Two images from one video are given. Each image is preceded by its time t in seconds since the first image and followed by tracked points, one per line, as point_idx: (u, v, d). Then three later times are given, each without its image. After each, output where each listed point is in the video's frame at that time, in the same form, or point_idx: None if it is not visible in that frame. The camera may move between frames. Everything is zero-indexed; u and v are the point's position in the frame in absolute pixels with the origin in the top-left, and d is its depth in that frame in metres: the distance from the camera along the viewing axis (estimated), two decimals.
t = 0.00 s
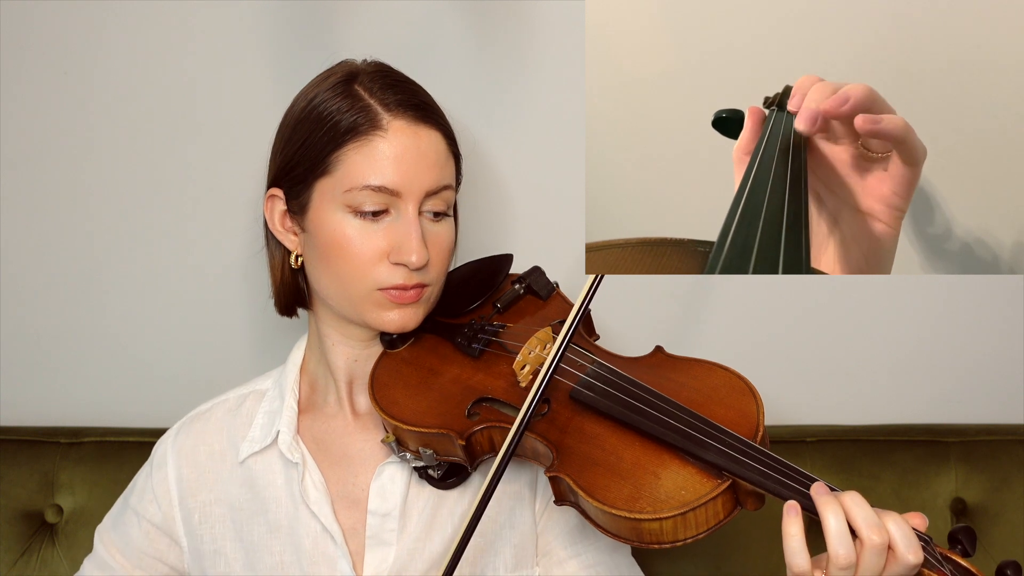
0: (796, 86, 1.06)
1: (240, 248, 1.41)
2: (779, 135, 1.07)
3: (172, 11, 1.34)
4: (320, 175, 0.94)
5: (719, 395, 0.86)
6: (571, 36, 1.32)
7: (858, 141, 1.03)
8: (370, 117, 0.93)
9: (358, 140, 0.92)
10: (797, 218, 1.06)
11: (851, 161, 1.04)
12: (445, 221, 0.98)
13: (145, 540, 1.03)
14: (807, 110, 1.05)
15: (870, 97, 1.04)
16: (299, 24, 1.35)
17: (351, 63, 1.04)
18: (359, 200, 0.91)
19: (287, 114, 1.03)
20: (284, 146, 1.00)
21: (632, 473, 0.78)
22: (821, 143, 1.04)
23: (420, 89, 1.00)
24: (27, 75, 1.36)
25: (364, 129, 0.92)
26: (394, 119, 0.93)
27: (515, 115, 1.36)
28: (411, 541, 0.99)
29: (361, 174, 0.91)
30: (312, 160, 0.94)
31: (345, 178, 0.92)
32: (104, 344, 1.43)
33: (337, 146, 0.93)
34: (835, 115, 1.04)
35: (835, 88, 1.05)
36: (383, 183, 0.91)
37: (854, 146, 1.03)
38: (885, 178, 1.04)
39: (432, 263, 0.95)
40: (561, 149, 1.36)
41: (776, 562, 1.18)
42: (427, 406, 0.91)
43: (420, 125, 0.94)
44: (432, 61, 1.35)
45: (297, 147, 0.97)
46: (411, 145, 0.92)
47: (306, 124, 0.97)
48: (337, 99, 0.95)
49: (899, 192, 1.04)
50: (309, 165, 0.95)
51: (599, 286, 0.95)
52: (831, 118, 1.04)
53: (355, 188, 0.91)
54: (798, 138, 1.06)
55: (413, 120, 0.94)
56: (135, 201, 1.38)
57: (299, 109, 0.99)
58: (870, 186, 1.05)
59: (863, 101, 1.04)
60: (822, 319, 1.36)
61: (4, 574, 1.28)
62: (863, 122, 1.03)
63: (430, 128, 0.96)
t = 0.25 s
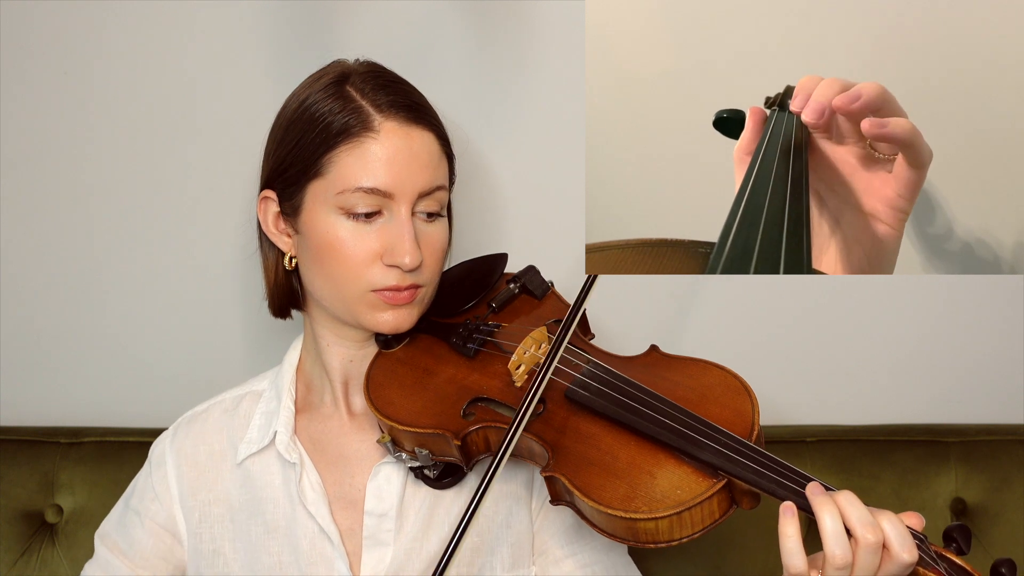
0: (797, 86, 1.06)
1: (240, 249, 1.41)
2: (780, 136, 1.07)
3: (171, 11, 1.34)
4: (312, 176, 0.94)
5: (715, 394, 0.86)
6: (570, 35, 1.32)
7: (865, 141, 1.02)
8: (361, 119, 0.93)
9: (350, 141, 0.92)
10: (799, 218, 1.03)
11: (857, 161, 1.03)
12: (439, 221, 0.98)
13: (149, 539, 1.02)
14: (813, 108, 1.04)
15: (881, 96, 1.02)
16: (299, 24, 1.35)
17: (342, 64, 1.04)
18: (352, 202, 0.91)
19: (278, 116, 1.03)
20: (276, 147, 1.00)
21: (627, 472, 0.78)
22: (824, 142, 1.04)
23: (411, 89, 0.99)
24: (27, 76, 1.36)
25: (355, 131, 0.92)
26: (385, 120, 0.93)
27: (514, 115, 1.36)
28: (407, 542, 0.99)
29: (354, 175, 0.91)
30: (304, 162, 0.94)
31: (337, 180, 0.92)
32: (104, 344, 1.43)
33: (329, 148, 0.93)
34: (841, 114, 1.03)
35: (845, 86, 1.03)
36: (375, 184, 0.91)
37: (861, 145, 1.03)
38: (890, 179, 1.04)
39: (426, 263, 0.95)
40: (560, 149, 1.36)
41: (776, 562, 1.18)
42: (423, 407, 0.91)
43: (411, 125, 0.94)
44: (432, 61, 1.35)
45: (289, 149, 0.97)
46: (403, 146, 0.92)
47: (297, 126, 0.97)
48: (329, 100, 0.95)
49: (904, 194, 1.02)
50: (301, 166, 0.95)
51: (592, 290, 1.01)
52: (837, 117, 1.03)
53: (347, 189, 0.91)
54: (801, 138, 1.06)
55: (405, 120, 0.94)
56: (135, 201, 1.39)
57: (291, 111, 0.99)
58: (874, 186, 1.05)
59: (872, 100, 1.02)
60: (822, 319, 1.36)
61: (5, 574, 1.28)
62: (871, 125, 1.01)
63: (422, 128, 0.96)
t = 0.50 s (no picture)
0: (799, 87, 1.06)
1: (240, 248, 1.41)
2: (782, 137, 1.06)
3: (171, 11, 1.34)
4: (311, 178, 0.94)
5: (718, 395, 0.86)
6: (571, 36, 1.32)
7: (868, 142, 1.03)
8: (360, 120, 0.93)
9: (349, 143, 0.92)
10: (800, 223, 1.05)
11: (859, 162, 1.03)
12: (439, 222, 0.98)
13: (148, 539, 1.03)
14: (814, 109, 1.05)
15: (883, 97, 1.03)
16: (299, 24, 1.35)
17: (340, 64, 1.04)
18: (352, 203, 0.91)
19: (276, 117, 1.03)
20: (274, 149, 1.00)
21: (632, 473, 0.78)
22: (826, 143, 1.03)
23: (409, 89, 0.99)
24: (26, 76, 1.36)
25: (354, 132, 0.92)
26: (384, 121, 0.93)
27: (514, 115, 1.36)
28: (409, 542, 0.99)
29: (353, 177, 0.91)
30: (303, 164, 0.94)
31: (337, 181, 0.92)
32: (104, 344, 1.43)
33: (328, 149, 0.92)
34: (843, 116, 1.03)
35: (847, 87, 1.04)
36: (375, 185, 0.91)
37: (863, 147, 1.03)
38: (892, 181, 1.04)
39: (426, 264, 0.95)
40: (561, 149, 1.36)
41: (776, 562, 1.18)
42: (426, 408, 0.91)
43: (410, 126, 0.94)
44: (431, 61, 1.35)
45: (287, 150, 0.97)
46: (402, 147, 0.92)
47: (295, 128, 0.97)
48: (327, 101, 0.95)
49: (905, 196, 1.04)
50: (301, 168, 0.95)
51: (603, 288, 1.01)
52: (838, 119, 1.04)
53: (347, 191, 0.91)
54: (803, 139, 1.05)
55: (404, 121, 0.94)
56: (135, 201, 1.39)
57: (289, 113, 0.99)
58: (876, 189, 1.04)
59: (875, 101, 1.03)
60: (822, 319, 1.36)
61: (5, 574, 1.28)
62: (874, 127, 1.03)
63: (421, 128, 0.96)
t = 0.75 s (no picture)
0: (800, 87, 1.06)
1: (240, 248, 1.41)
2: (783, 137, 1.07)
3: (171, 11, 1.34)
4: (317, 176, 0.94)
5: (723, 398, 0.86)
6: (571, 36, 1.32)
7: (868, 141, 1.02)
8: (367, 119, 0.93)
9: (357, 141, 0.92)
10: (801, 225, 1.04)
11: (859, 161, 1.03)
12: (444, 222, 0.98)
13: (142, 539, 1.03)
14: (814, 108, 1.05)
15: (884, 97, 1.03)
16: (299, 24, 1.35)
17: (347, 63, 1.04)
18: (358, 202, 0.91)
19: (282, 115, 1.03)
20: (280, 147, 1.00)
21: (637, 475, 0.78)
22: (826, 143, 1.03)
23: (416, 89, 0.99)
24: (26, 76, 1.36)
25: (362, 131, 0.92)
26: (392, 120, 0.93)
27: (515, 115, 1.36)
28: (410, 542, 0.99)
29: (360, 176, 0.91)
30: (309, 162, 0.94)
31: (344, 180, 0.92)
32: (104, 344, 1.43)
33: (335, 147, 0.92)
34: (843, 115, 1.03)
35: (848, 87, 1.04)
36: (382, 185, 0.91)
37: (863, 146, 1.03)
38: (892, 181, 1.04)
39: (432, 263, 0.95)
40: (561, 149, 1.36)
41: (777, 562, 1.18)
42: (430, 409, 0.91)
43: (418, 125, 0.94)
44: (432, 60, 1.35)
45: (294, 148, 0.97)
46: (409, 146, 0.92)
47: (302, 126, 0.97)
48: (334, 100, 0.95)
49: (905, 196, 1.04)
50: (307, 166, 0.95)
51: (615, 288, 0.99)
52: (838, 118, 1.03)
53: (354, 189, 0.91)
54: (804, 138, 1.05)
55: (412, 120, 0.94)
56: (135, 201, 1.38)
57: (295, 111, 0.99)
58: (875, 188, 1.05)
59: (875, 101, 1.03)
60: (822, 319, 1.36)
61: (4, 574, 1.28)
62: (875, 126, 1.02)
63: (428, 128, 0.96)
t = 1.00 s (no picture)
0: (800, 87, 1.06)
1: (240, 248, 1.41)
2: (783, 137, 1.07)
3: (171, 11, 1.34)
4: (323, 175, 0.94)
5: (723, 401, 0.86)
6: (571, 36, 1.32)
7: (866, 143, 1.03)
8: (375, 118, 0.93)
9: (363, 140, 0.92)
10: (800, 227, 1.06)
11: (858, 162, 1.03)
12: (448, 223, 0.98)
13: (144, 543, 1.03)
14: (812, 112, 1.05)
15: (883, 98, 1.03)
16: (299, 24, 1.35)
17: (353, 62, 1.04)
18: (363, 201, 0.91)
19: (288, 114, 1.03)
20: (285, 145, 1.00)
21: (637, 478, 0.78)
22: (826, 143, 1.04)
23: (423, 89, 1.00)
24: (25, 76, 1.36)
25: (369, 129, 0.92)
26: (399, 119, 0.93)
27: (515, 115, 1.36)
28: (410, 543, 0.99)
29: (366, 174, 0.91)
30: (315, 160, 0.94)
31: (349, 179, 0.92)
32: (103, 344, 1.43)
33: (341, 146, 0.92)
34: (842, 117, 1.04)
35: (847, 88, 1.04)
36: (387, 184, 0.91)
37: (862, 148, 1.03)
38: (892, 181, 1.04)
39: (436, 263, 0.95)
40: (561, 149, 1.36)
41: (777, 562, 1.18)
42: (430, 411, 0.91)
43: (425, 126, 0.94)
44: (432, 60, 1.34)
45: (299, 147, 0.97)
46: (416, 146, 0.92)
47: (308, 124, 0.97)
48: (341, 99, 0.95)
49: (905, 196, 1.04)
50: (312, 165, 0.95)
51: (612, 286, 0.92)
52: (837, 121, 1.04)
53: (360, 188, 0.91)
54: (803, 139, 1.05)
55: (419, 121, 0.94)
56: (135, 200, 1.38)
57: (302, 109, 0.99)
58: (875, 189, 1.04)
59: (875, 102, 1.03)
60: (822, 318, 1.36)
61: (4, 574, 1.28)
62: (873, 127, 1.03)
63: (435, 129, 0.96)
